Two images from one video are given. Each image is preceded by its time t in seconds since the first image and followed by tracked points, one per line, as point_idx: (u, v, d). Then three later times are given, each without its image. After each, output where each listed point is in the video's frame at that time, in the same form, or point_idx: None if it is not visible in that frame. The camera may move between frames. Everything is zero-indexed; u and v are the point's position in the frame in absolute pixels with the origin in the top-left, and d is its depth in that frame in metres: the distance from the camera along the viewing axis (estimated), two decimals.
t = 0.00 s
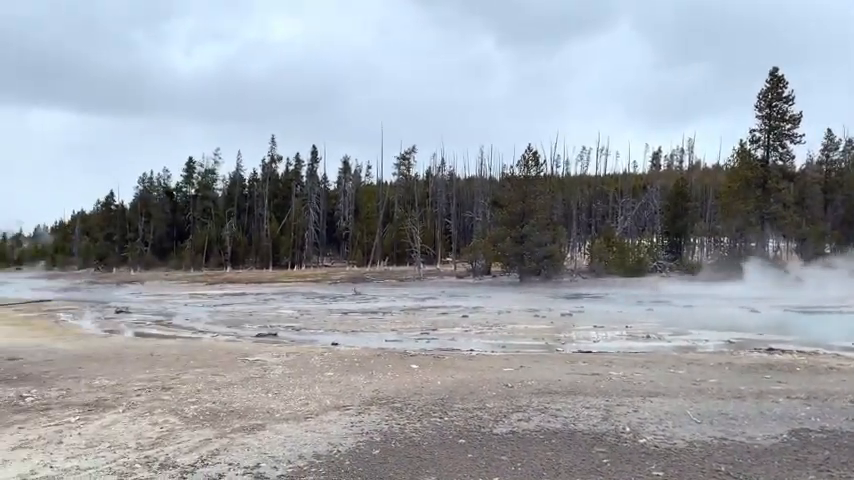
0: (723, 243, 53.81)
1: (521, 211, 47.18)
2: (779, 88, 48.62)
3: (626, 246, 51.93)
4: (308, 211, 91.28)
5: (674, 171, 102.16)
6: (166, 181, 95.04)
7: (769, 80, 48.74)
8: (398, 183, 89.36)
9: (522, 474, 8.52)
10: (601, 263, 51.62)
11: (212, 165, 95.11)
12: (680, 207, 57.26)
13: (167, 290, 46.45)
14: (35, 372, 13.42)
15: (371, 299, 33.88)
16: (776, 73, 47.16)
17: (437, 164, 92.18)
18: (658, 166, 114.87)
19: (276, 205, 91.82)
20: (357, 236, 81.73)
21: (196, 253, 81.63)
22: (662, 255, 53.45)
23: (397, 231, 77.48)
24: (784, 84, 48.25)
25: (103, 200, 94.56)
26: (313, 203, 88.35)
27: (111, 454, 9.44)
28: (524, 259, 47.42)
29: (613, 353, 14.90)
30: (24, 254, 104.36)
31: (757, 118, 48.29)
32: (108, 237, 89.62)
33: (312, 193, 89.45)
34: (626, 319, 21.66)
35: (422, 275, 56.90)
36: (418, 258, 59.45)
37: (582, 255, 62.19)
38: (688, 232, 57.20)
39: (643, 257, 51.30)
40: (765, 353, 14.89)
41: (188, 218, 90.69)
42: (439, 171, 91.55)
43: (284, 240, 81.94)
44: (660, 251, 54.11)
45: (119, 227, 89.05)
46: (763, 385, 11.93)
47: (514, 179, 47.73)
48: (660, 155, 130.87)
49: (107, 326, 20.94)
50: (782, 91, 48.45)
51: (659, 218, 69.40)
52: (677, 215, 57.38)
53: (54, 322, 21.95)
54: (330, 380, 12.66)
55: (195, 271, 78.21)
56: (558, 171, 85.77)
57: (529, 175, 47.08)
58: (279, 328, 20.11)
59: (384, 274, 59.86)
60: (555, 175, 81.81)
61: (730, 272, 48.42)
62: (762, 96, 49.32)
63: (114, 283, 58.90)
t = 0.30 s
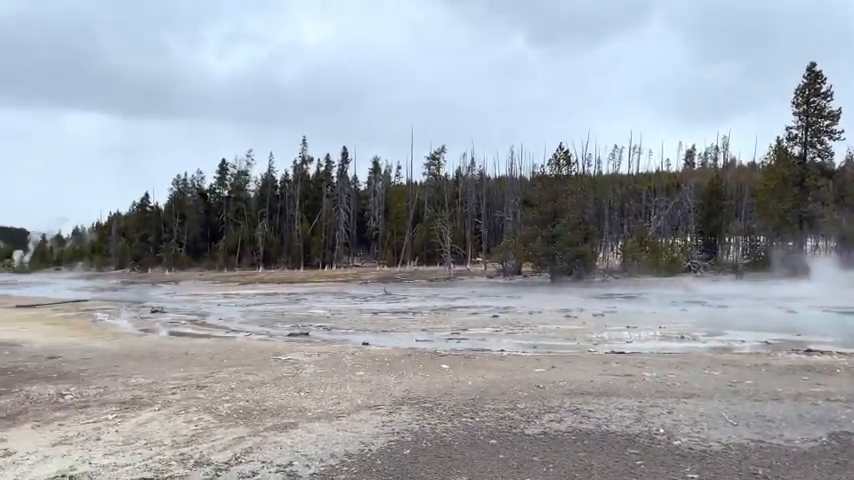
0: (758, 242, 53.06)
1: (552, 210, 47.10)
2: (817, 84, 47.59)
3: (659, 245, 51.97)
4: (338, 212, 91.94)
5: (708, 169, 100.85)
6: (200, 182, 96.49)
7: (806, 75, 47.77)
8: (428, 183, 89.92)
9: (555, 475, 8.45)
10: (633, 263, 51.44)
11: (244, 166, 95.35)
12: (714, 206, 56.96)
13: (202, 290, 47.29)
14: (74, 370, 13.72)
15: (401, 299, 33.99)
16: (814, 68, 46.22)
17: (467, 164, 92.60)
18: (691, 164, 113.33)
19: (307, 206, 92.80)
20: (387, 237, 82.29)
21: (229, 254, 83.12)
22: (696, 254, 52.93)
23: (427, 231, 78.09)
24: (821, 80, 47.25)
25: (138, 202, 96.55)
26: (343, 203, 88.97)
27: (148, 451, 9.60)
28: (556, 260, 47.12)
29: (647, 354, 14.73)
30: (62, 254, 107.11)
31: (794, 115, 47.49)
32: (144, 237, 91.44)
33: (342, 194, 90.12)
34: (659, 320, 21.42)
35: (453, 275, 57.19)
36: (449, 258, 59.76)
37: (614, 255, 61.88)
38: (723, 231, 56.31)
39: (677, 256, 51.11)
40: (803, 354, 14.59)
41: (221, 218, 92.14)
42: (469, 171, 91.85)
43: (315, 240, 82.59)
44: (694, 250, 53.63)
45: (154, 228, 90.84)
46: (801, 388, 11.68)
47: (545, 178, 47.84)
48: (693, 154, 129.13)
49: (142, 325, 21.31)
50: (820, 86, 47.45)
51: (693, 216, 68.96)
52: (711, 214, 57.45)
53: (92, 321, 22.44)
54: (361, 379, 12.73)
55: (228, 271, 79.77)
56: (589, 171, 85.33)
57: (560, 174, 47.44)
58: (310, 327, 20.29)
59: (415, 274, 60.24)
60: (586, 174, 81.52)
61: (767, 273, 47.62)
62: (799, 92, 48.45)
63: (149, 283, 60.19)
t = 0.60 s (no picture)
0: (790, 242, 52.42)
1: (578, 211, 47.04)
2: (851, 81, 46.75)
3: (687, 246, 51.78)
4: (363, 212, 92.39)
5: (737, 168, 99.66)
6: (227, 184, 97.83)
7: (839, 72, 46.92)
8: (453, 184, 90.41)
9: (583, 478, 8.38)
10: (661, 264, 51.15)
11: (271, 167, 96.42)
12: (744, 205, 56.85)
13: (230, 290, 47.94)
14: (105, 369, 13.97)
15: (427, 299, 34.06)
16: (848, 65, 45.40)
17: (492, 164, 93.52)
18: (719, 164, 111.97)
19: (333, 207, 93.61)
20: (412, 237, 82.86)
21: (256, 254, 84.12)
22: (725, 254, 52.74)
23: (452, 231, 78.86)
24: None
25: (167, 203, 98.24)
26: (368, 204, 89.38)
27: (177, 450, 9.72)
28: (582, 261, 46.92)
29: (675, 356, 14.57)
30: (94, 255, 109.46)
31: (827, 113, 46.74)
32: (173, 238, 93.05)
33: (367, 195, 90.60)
34: (688, 321, 21.20)
35: (478, 276, 57.42)
36: (474, 259, 60.01)
37: (642, 256, 61.65)
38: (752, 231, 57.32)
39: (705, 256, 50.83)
40: (836, 356, 14.33)
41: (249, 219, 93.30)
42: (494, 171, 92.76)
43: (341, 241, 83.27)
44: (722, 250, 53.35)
45: (183, 228, 92.33)
46: (835, 391, 11.45)
47: (570, 178, 48.00)
48: (722, 153, 127.48)
49: (171, 325, 21.57)
50: None
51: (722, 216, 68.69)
52: (741, 214, 57.42)
53: (122, 321, 22.85)
54: (387, 379, 12.77)
55: (256, 271, 81.17)
56: (615, 170, 84.92)
57: (586, 174, 47.58)
58: (336, 327, 20.41)
59: (441, 274, 60.50)
60: (613, 174, 81.12)
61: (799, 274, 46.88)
62: (832, 89, 47.65)
63: (179, 283, 61.31)
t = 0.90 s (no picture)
0: (816, 243, 51.85)
1: (600, 212, 47.01)
2: None
3: (711, 246, 51.45)
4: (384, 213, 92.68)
5: (762, 168, 98.60)
6: (249, 186, 98.82)
7: None
8: (473, 185, 90.51)
9: None
10: (685, 265, 50.98)
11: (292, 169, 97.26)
12: (769, 206, 56.51)
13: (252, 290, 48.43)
14: (130, 368, 14.16)
15: (448, 300, 34.11)
16: None
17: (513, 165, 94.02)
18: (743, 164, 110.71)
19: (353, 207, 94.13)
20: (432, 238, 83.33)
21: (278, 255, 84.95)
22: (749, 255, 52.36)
23: (472, 232, 79.45)
24: None
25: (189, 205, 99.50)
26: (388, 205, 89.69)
27: (200, 449, 9.81)
28: (604, 262, 46.86)
29: (698, 358, 14.45)
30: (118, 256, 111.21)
31: None
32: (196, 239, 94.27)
33: (388, 196, 90.95)
34: (712, 322, 20.98)
35: (499, 276, 57.59)
36: (495, 260, 60.03)
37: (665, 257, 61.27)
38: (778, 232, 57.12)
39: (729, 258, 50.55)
40: None
41: (270, 220, 94.20)
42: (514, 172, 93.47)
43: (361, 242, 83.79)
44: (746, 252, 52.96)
45: (206, 229, 93.47)
46: None
47: (592, 178, 48.01)
48: (746, 152, 125.94)
49: (194, 325, 21.78)
50: None
51: (746, 216, 68.30)
52: (766, 214, 57.20)
53: (146, 321, 23.15)
54: (408, 380, 12.80)
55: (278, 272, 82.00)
56: (637, 171, 84.61)
57: (609, 174, 47.37)
58: (358, 327, 20.51)
59: (461, 275, 60.67)
60: (635, 175, 80.64)
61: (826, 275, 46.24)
62: None
63: (202, 284, 62.10)
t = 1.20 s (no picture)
0: (839, 245, 51.32)
1: (619, 213, 46.89)
2: None
3: (730, 249, 51.16)
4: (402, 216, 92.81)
5: (783, 170, 97.63)
6: (266, 187, 99.52)
7: None
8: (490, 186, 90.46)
9: None
10: (704, 267, 50.72)
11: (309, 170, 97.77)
12: (791, 207, 56.02)
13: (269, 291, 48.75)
14: (149, 369, 14.31)
15: (465, 302, 34.13)
16: None
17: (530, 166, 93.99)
18: (763, 165, 109.61)
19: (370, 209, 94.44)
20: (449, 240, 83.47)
21: (295, 257, 85.39)
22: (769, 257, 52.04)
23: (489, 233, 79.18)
24: None
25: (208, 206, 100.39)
26: (405, 207, 89.82)
27: (219, 449, 9.87)
28: (622, 264, 46.64)
29: (718, 361, 14.31)
30: (138, 258, 112.45)
31: None
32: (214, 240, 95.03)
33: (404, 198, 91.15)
34: (732, 326, 20.77)
35: (516, 278, 57.60)
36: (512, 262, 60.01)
37: (684, 260, 60.90)
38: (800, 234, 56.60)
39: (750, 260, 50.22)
40: None
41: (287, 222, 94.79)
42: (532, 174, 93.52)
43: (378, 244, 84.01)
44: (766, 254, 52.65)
45: (224, 231, 94.30)
46: None
47: (611, 180, 47.99)
48: (766, 153, 124.68)
49: (212, 326, 21.94)
50: None
51: (766, 218, 67.72)
52: (788, 216, 56.80)
53: (164, 322, 23.38)
54: (425, 382, 12.81)
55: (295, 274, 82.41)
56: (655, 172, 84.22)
57: (627, 176, 47.51)
58: (374, 329, 20.58)
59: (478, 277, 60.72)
60: (653, 176, 80.19)
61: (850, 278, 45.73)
62: None
63: (221, 285, 62.72)
